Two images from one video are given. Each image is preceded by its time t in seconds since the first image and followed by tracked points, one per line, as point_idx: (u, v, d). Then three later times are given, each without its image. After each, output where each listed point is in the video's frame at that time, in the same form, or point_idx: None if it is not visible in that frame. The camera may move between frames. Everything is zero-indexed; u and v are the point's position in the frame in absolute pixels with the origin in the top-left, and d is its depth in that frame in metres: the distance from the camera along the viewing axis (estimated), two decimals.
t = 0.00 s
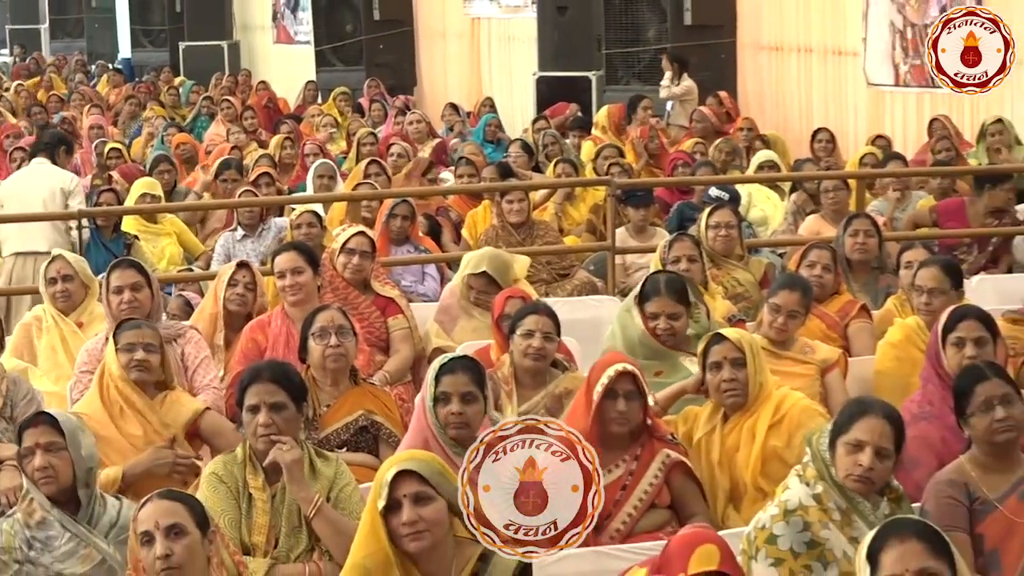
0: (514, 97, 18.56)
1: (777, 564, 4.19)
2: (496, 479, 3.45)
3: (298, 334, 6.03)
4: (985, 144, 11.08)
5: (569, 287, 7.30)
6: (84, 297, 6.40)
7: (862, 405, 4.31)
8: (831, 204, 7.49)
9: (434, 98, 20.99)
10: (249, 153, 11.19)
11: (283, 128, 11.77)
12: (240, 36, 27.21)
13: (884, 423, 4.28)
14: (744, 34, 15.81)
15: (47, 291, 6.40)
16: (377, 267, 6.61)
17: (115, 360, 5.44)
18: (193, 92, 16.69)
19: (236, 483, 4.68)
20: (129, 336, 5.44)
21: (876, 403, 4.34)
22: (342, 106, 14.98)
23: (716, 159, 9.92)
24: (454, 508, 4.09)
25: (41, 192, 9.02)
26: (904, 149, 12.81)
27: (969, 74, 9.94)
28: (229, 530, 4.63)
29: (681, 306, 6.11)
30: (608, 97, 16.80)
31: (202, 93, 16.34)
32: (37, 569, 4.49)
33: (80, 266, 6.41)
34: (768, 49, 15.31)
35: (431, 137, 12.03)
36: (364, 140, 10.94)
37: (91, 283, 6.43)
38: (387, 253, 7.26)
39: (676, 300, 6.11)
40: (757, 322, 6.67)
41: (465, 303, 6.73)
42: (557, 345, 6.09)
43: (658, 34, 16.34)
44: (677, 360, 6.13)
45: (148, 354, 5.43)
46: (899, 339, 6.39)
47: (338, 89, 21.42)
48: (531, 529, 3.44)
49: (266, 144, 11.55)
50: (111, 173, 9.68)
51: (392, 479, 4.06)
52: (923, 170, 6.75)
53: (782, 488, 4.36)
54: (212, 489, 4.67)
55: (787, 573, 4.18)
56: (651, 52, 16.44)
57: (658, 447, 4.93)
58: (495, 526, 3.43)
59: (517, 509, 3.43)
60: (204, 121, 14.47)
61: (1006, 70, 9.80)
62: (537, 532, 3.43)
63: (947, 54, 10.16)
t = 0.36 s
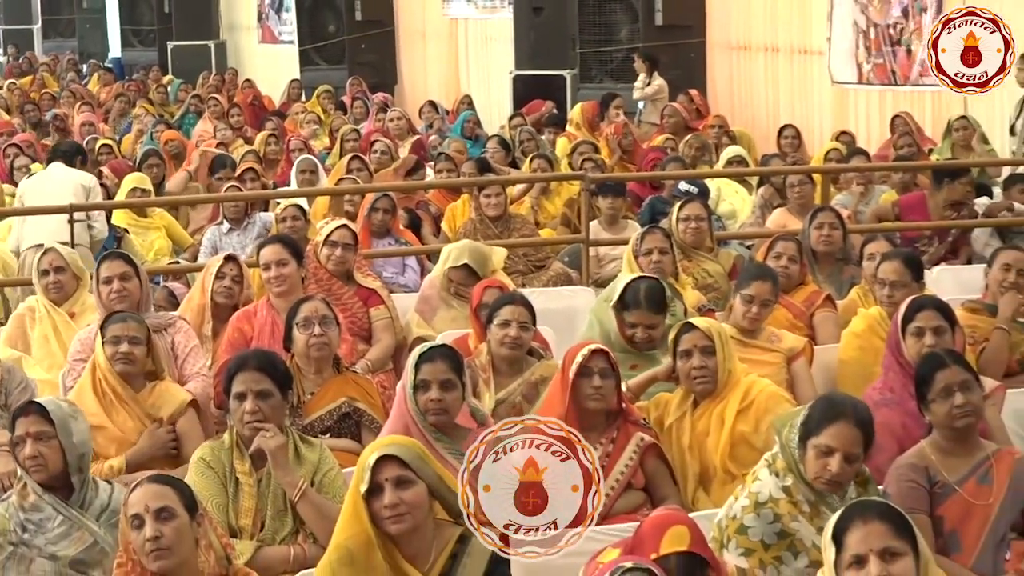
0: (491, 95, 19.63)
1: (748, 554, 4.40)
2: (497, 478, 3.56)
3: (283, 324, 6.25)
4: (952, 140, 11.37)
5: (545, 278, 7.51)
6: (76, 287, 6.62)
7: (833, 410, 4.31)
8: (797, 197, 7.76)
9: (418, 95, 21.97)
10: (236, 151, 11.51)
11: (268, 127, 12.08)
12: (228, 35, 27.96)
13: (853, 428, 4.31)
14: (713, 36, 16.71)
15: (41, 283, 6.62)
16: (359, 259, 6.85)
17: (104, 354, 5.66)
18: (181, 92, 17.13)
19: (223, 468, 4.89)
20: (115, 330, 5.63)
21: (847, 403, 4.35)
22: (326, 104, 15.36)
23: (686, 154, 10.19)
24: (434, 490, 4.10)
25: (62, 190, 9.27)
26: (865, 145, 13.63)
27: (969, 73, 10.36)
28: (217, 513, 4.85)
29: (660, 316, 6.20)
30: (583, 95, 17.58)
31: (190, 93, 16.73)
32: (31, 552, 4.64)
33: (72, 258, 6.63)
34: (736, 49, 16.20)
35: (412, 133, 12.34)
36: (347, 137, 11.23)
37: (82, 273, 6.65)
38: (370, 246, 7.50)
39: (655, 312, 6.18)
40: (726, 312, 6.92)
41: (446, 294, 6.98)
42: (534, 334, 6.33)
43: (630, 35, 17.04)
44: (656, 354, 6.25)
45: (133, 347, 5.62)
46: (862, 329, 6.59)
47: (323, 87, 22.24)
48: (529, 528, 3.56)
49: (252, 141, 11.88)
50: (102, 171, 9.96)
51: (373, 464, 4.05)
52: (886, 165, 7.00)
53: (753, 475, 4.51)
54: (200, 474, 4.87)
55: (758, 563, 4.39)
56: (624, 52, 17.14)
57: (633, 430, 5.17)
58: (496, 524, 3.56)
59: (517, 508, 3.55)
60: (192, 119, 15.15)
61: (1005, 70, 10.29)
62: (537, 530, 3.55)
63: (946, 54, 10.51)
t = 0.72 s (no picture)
0: (474, 91, 19.99)
1: (725, 548, 4.41)
2: (500, 480, 4.11)
3: (271, 312, 6.46)
4: (925, 136, 12.01)
5: (525, 268, 7.77)
6: (71, 278, 6.84)
7: (807, 422, 4.20)
8: (769, 189, 8.02)
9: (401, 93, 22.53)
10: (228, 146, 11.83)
11: (259, 122, 12.41)
12: (219, 34, 28.60)
13: (827, 439, 4.21)
14: (688, 34, 17.02)
15: (37, 274, 6.83)
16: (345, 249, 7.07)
17: (95, 345, 5.83)
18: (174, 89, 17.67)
19: (214, 453, 5.05)
20: (105, 322, 5.81)
21: (822, 407, 4.24)
22: (313, 99, 15.72)
23: (662, 148, 10.43)
24: (417, 473, 4.14)
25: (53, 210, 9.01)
26: (836, 138, 14.08)
27: (972, 73, 11.44)
28: (209, 496, 5.02)
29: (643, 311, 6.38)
30: (563, 91, 17.74)
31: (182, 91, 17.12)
32: (29, 532, 4.73)
33: (67, 249, 6.86)
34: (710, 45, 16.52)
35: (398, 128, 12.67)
36: (335, 131, 11.55)
37: (77, 264, 6.88)
38: (356, 237, 7.73)
39: (639, 307, 6.39)
40: (700, 300, 7.16)
41: (431, 284, 7.21)
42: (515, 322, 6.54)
43: (608, 32, 17.18)
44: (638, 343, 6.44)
45: (121, 338, 5.81)
46: (833, 317, 6.81)
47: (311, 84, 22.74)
48: (530, 529, 4.09)
49: (244, 136, 12.21)
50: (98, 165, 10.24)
51: (359, 448, 4.09)
52: (853, 158, 7.24)
53: (728, 466, 4.47)
54: (192, 458, 5.04)
55: (735, 557, 4.40)
56: (602, 49, 17.31)
57: (610, 414, 5.42)
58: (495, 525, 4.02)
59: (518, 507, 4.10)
60: (183, 113, 15.49)
61: (1005, 70, 11.27)
62: (537, 533, 4.09)
63: (947, 54, 11.76)
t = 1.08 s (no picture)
0: (458, 90, 20.35)
1: (708, 540, 4.53)
2: (500, 480, 3.94)
3: (261, 303, 6.68)
4: (901, 135, 12.32)
5: (507, 260, 8.02)
6: (67, 269, 7.06)
7: (787, 429, 4.30)
8: (743, 183, 8.27)
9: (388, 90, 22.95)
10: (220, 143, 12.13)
11: (250, 121, 12.71)
12: (211, 33, 29.11)
13: (806, 446, 4.31)
14: (664, 33, 17.34)
15: (33, 266, 7.05)
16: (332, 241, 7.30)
17: (86, 336, 6.01)
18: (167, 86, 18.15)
19: (206, 439, 5.15)
20: (96, 315, 5.99)
21: (802, 420, 4.31)
22: (301, 96, 16.05)
23: (639, 144, 10.71)
24: (403, 458, 4.33)
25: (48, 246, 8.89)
26: (807, 134, 14.38)
27: (971, 73, 11.33)
28: (201, 481, 5.10)
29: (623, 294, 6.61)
30: (542, 88, 17.94)
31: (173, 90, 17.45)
32: (28, 516, 4.95)
33: (64, 241, 7.09)
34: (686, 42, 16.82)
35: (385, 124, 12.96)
36: (324, 127, 11.83)
37: (73, 256, 7.11)
38: (343, 230, 7.98)
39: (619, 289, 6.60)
40: (676, 290, 7.40)
41: (416, 275, 7.45)
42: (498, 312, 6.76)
43: (587, 32, 17.54)
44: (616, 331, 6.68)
45: (113, 330, 5.99)
46: (805, 308, 7.04)
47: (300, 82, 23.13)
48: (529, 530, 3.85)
49: (236, 133, 12.52)
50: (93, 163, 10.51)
51: (346, 433, 4.26)
52: (824, 153, 7.47)
53: (711, 460, 4.60)
54: (185, 445, 5.14)
55: (717, 549, 4.54)
56: (581, 48, 17.60)
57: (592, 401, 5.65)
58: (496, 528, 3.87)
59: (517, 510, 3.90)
60: (176, 110, 15.87)
61: (1004, 70, 11.16)
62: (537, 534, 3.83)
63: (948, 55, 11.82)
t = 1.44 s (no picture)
0: (441, 90, 20.67)
1: (695, 531, 4.69)
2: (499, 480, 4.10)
3: (250, 295, 6.91)
4: (867, 134, 12.51)
5: (488, 253, 8.28)
6: (62, 263, 7.30)
7: (780, 433, 4.46)
8: (716, 179, 8.55)
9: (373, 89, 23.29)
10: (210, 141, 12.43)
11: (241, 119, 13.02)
12: (202, 34, 29.52)
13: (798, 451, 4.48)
14: (642, 34, 17.65)
15: (30, 260, 7.29)
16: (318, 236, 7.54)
17: (82, 333, 6.19)
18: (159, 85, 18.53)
19: (198, 427, 5.35)
20: (92, 317, 6.16)
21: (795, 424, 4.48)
22: (289, 95, 16.38)
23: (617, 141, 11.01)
24: (387, 445, 4.45)
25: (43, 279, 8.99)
26: (778, 131, 14.63)
27: (970, 73, 11.24)
28: (192, 468, 5.30)
29: (596, 268, 6.88)
30: (522, 87, 18.21)
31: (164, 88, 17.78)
32: (23, 502, 5.09)
33: (59, 236, 7.33)
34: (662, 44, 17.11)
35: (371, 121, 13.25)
36: (311, 125, 12.12)
37: (68, 250, 7.35)
38: (330, 225, 8.23)
39: (593, 264, 6.88)
40: (652, 283, 7.65)
41: (400, 268, 7.69)
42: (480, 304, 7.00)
43: (565, 33, 17.84)
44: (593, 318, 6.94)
45: (109, 334, 6.17)
46: (776, 301, 7.28)
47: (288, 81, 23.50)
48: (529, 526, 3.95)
49: (226, 131, 12.81)
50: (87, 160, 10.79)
51: (333, 422, 4.41)
52: (794, 150, 7.73)
53: (700, 450, 4.75)
54: (177, 433, 5.34)
55: (703, 541, 4.69)
56: (559, 49, 17.92)
57: (571, 391, 5.90)
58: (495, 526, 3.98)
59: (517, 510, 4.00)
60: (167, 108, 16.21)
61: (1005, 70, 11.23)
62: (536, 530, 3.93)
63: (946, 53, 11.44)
